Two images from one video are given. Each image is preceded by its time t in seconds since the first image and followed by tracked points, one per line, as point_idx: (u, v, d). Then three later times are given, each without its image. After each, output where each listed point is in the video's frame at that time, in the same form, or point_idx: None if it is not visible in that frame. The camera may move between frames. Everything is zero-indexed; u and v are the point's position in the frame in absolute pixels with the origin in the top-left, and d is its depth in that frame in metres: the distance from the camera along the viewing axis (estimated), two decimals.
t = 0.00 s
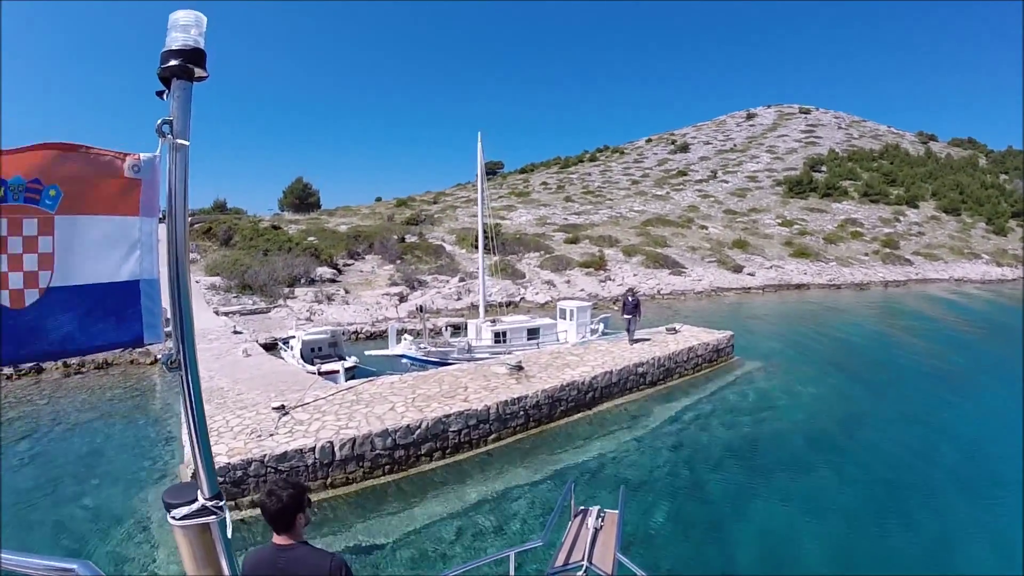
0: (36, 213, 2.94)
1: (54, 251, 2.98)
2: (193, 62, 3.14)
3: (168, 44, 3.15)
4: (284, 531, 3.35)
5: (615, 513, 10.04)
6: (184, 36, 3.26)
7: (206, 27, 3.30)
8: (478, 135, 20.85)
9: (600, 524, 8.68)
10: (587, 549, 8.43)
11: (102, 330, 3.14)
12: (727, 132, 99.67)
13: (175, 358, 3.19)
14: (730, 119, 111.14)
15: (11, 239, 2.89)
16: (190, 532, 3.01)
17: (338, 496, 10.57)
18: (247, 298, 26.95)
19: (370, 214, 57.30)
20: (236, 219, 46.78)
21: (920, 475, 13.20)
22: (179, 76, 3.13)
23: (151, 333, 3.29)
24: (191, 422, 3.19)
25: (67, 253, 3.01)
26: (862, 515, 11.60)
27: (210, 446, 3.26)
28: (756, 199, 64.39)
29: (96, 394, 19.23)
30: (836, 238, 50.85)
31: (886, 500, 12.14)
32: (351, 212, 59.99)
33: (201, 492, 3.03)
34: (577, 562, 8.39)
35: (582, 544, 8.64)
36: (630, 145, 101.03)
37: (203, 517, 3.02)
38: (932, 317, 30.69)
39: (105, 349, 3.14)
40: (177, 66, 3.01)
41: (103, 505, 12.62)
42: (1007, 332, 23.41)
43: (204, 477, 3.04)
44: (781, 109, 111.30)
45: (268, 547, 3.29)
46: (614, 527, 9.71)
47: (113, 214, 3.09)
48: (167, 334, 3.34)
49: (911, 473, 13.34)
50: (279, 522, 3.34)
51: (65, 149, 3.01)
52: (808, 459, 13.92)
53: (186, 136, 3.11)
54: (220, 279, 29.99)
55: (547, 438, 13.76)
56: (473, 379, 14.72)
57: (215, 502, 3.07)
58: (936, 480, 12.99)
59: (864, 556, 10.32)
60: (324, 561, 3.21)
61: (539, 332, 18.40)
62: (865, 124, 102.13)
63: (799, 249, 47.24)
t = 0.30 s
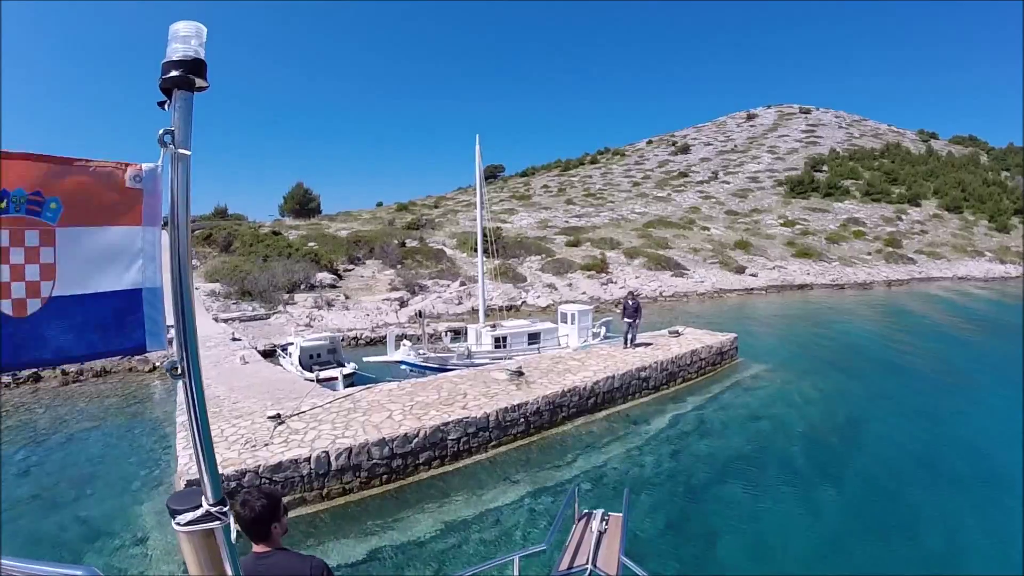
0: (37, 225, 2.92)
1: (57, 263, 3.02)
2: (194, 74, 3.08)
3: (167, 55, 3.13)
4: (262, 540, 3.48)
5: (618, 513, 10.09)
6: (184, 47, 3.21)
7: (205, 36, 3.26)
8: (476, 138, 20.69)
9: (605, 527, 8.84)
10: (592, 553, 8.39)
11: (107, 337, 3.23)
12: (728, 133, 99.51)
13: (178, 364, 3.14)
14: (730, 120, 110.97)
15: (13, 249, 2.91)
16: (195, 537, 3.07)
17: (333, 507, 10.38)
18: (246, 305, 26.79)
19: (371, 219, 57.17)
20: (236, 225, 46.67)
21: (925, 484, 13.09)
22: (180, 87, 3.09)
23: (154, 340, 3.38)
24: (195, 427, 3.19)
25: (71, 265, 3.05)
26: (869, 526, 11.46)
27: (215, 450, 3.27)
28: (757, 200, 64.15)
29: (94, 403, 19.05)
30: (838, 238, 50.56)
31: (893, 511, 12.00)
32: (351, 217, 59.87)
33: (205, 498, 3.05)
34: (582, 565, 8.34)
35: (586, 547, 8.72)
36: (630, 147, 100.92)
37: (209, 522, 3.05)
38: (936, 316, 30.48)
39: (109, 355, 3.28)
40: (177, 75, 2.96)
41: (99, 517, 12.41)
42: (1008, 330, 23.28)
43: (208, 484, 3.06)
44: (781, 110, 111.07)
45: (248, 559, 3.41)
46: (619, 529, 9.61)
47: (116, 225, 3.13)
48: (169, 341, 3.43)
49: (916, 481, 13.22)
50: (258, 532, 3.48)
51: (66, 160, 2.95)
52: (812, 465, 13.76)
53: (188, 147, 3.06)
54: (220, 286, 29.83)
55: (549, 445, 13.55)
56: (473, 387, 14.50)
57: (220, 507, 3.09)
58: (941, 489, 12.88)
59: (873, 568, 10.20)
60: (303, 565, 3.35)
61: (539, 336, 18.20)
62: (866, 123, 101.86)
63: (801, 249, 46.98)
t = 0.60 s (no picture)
0: (39, 227, 2.96)
1: (58, 264, 3.03)
2: (190, 76, 3.11)
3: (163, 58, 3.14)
4: (249, 544, 3.50)
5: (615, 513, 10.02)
6: (179, 49, 3.22)
7: (201, 38, 3.29)
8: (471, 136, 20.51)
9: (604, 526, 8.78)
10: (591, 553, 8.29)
11: (105, 339, 3.26)
12: (724, 131, 99.42)
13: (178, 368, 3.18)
14: (727, 118, 110.92)
15: (16, 252, 2.91)
16: (194, 538, 3.09)
17: (323, 513, 10.19)
18: (241, 306, 26.58)
19: (367, 219, 56.88)
20: (231, 226, 46.36)
21: (928, 485, 12.94)
22: (176, 89, 3.12)
23: (152, 341, 3.43)
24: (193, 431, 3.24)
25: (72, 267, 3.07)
26: (873, 529, 11.31)
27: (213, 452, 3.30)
28: (754, 198, 64.04)
29: (85, 407, 18.84)
30: (835, 236, 50.48)
31: (896, 514, 11.84)
32: (348, 218, 59.57)
33: (204, 499, 3.10)
34: (582, 563, 8.31)
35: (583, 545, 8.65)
36: (627, 146, 100.76)
37: (207, 523, 3.08)
38: (934, 313, 30.50)
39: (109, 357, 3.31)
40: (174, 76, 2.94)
41: (89, 523, 12.22)
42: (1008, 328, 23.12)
43: (206, 485, 3.10)
44: (778, 108, 110.94)
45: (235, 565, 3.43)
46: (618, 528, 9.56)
47: (115, 228, 3.17)
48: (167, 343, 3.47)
49: (920, 482, 13.08)
50: (244, 536, 3.50)
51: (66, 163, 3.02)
52: (814, 467, 13.60)
53: (185, 148, 3.09)
54: (214, 287, 29.60)
55: (545, 448, 13.38)
56: (467, 389, 14.30)
57: (218, 508, 3.15)
58: (945, 489, 12.73)
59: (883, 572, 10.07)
60: (290, 566, 3.39)
61: (535, 336, 18.07)
62: (863, 121, 101.91)
63: (799, 247, 46.90)
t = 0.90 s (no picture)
0: (40, 224, 2.91)
1: (59, 262, 2.99)
2: (189, 76, 2.99)
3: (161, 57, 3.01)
4: (245, 541, 3.28)
5: (615, 513, 9.99)
6: (178, 50, 3.10)
7: (200, 40, 3.16)
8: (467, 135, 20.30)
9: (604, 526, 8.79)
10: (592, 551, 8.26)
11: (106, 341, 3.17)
12: (724, 130, 99.28)
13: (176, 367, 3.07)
14: (726, 117, 110.77)
15: (16, 248, 2.87)
16: (193, 538, 2.88)
17: (315, 518, 10.01)
18: (237, 306, 26.38)
19: (365, 218, 56.69)
20: (228, 226, 46.17)
21: (934, 487, 12.70)
22: (174, 90, 3.01)
23: (153, 341, 3.29)
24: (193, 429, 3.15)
25: (71, 264, 3.02)
26: (878, 534, 11.06)
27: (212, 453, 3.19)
28: (754, 197, 63.87)
29: (79, 409, 18.61)
30: (835, 235, 50.29)
31: (901, 516, 11.64)
32: (346, 217, 59.43)
33: (203, 497, 2.92)
34: (581, 563, 8.32)
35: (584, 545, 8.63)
36: (626, 145, 100.58)
37: (206, 522, 2.90)
38: (936, 312, 30.31)
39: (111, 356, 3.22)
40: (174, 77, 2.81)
41: (81, 527, 12.03)
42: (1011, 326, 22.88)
43: (205, 482, 2.93)
44: (777, 107, 110.76)
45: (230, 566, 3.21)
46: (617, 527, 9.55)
47: (115, 227, 3.10)
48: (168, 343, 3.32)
49: (925, 484, 12.85)
50: (240, 533, 3.26)
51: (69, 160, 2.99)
52: (818, 471, 13.34)
53: (183, 149, 2.98)
54: (211, 288, 29.41)
55: (542, 452, 13.18)
56: (463, 391, 14.10)
57: (217, 507, 2.97)
58: (952, 493, 12.47)
59: None
60: (292, 565, 3.26)
61: (533, 337, 17.89)
62: (862, 119, 101.73)
63: (799, 246, 46.73)
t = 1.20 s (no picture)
0: (40, 215, 3.18)
1: (57, 254, 3.24)
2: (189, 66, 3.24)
3: (163, 48, 3.26)
4: (268, 528, 3.31)
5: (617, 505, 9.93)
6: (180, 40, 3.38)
7: (200, 29, 3.41)
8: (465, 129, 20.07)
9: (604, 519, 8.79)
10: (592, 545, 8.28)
11: (103, 332, 3.40)
12: (725, 126, 98.83)
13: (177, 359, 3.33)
14: (728, 113, 110.27)
15: (17, 239, 3.14)
16: (194, 530, 3.22)
17: (306, 519, 9.86)
18: (234, 301, 26.19)
19: (364, 213, 56.33)
20: (226, 221, 45.84)
21: (935, 487, 12.47)
22: (174, 80, 3.27)
23: (151, 334, 3.52)
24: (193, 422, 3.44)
25: (70, 255, 3.27)
26: (879, 534, 10.84)
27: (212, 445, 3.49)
28: (756, 193, 63.55)
29: (74, 405, 18.48)
30: (837, 231, 50.01)
31: (901, 512, 11.56)
32: (345, 211, 59.09)
33: (203, 492, 3.22)
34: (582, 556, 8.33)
35: (585, 539, 8.71)
36: (627, 140, 100.06)
37: (206, 514, 3.23)
38: (936, 309, 30.22)
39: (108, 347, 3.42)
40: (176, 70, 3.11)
41: (72, 524, 11.89)
42: (1015, 323, 22.62)
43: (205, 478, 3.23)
44: (780, 103, 110.15)
45: (253, 553, 3.27)
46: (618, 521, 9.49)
47: (115, 219, 3.34)
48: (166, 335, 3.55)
49: (926, 484, 12.61)
50: (263, 520, 3.29)
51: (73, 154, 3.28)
52: (818, 470, 13.10)
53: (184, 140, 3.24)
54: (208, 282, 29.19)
55: (537, 452, 12.99)
56: (459, 389, 13.94)
57: (217, 500, 3.28)
58: (952, 488, 12.41)
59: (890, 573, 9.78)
60: (309, 558, 3.20)
61: (531, 334, 17.68)
62: (864, 116, 101.30)
63: (801, 242, 46.53)
